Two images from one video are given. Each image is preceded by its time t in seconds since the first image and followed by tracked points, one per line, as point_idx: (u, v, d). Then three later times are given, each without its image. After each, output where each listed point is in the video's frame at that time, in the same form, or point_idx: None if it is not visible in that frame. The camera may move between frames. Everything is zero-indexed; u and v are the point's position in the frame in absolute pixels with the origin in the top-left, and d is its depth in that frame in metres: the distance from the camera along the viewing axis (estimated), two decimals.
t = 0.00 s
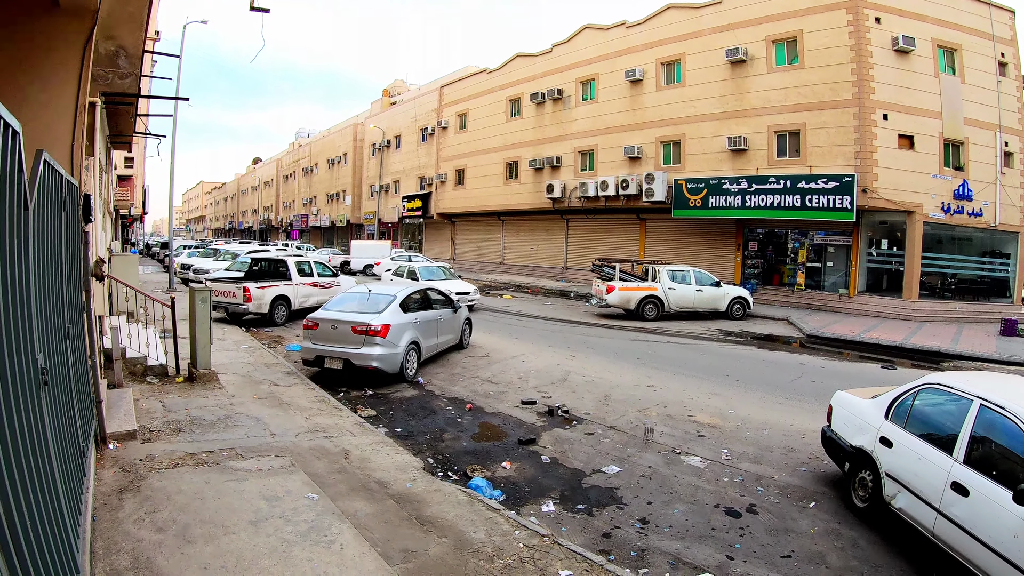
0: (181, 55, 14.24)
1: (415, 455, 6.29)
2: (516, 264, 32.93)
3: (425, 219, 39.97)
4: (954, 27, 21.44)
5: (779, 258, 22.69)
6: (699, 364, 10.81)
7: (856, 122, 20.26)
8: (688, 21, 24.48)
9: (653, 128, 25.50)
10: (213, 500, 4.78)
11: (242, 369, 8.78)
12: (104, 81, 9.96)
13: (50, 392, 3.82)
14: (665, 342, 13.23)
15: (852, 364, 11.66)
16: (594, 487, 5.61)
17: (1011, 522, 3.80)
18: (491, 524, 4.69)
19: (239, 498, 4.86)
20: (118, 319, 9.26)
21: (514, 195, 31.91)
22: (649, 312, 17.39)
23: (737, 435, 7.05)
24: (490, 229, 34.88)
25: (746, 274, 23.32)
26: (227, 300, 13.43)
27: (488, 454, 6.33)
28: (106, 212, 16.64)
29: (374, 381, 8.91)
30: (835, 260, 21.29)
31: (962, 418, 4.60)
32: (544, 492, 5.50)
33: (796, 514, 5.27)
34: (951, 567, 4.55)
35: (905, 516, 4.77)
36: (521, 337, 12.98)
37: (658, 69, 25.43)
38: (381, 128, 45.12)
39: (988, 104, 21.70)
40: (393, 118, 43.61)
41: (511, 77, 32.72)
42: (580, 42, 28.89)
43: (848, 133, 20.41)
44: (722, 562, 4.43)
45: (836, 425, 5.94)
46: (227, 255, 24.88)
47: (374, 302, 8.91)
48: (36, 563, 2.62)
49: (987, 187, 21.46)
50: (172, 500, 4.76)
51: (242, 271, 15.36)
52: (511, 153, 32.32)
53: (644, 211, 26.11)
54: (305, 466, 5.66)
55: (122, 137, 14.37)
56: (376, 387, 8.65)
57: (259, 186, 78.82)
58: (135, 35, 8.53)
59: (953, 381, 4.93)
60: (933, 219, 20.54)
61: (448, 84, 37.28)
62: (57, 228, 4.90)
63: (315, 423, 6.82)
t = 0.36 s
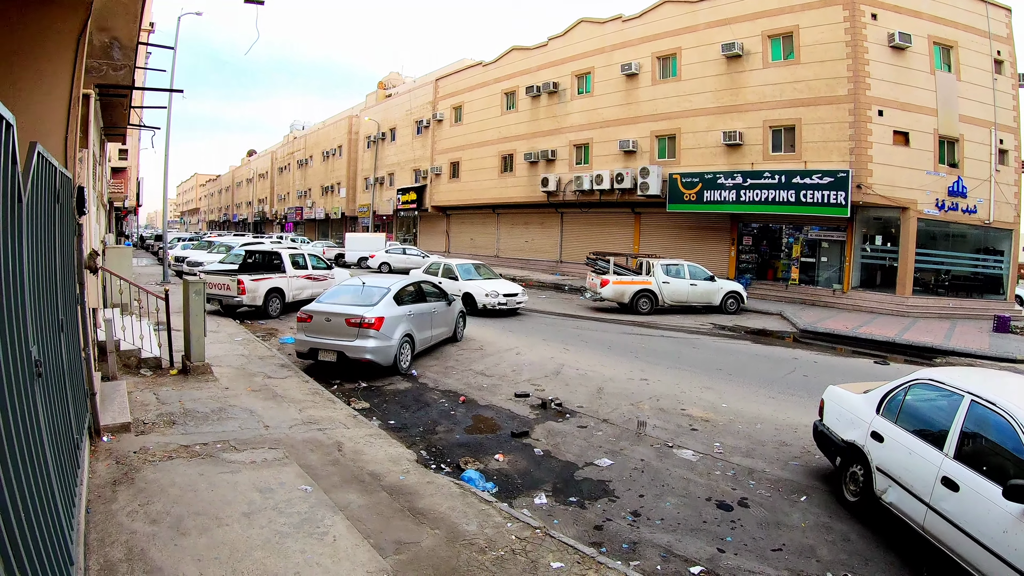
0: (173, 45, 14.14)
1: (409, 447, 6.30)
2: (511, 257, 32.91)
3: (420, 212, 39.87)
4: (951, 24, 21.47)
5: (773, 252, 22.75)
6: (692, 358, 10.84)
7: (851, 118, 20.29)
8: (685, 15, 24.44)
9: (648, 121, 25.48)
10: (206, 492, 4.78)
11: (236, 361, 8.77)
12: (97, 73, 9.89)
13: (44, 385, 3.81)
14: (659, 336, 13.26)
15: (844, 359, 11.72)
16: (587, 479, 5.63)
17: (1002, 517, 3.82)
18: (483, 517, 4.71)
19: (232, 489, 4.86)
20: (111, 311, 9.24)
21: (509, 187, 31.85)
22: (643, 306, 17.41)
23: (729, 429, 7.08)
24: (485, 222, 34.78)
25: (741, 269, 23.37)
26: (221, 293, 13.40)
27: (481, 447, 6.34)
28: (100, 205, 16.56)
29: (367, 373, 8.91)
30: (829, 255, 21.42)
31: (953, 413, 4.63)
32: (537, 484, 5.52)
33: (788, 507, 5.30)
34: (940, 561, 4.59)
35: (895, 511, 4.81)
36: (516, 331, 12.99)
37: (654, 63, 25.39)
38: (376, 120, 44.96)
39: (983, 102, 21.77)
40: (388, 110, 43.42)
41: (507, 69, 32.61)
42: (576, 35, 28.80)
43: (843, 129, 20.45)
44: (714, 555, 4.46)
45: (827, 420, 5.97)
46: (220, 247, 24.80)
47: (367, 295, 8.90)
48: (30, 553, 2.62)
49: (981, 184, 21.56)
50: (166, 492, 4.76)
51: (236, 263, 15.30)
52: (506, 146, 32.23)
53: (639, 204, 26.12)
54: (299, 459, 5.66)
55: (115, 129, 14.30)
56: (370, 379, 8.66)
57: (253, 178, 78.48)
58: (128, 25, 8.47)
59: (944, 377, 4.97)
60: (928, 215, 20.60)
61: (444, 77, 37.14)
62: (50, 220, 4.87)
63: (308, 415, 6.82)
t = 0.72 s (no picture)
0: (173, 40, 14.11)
1: (409, 442, 6.31)
2: (512, 252, 32.89)
3: (421, 208, 39.82)
4: (953, 21, 21.43)
5: (774, 249, 22.92)
6: (693, 353, 10.85)
7: (852, 114, 20.27)
8: (686, 11, 24.39)
9: (649, 117, 25.44)
10: (207, 487, 4.78)
11: (237, 356, 8.78)
12: (98, 68, 9.88)
13: (45, 379, 3.82)
14: (659, 331, 13.27)
15: (845, 355, 11.72)
16: (588, 474, 5.64)
17: (1002, 513, 3.83)
18: (484, 511, 4.72)
19: (233, 484, 4.87)
20: (112, 306, 9.25)
21: (511, 182, 31.81)
22: (643, 302, 17.44)
23: (730, 424, 7.09)
24: (486, 218, 34.73)
25: (741, 264, 23.37)
26: (221, 288, 13.43)
27: (482, 441, 6.36)
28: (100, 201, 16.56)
29: (367, 368, 8.92)
30: (829, 251, 21.51)
31: (953, 410, 4.63)
32: (538, 479, 5.53)
33: (788, 503, 5.31)
34: (940, 557, 4.60)
35: (895, 507, 4.82)
36: (516, 326, 12.99)
37: (655, 58, 25.35)
38: (377, 115, 44.87)
39: (985, 99, 21.74)
40: (389, 105, 43.35)
41: (507, 64, 32.53)
42: (578, 30, 28.74)
43: (844, 125, 20.42)
44: (714, 550, 4.47)
45: (828, 416, 5.99)
46: (221, 242, 24.81)
47: (368, 290, 8.90)
48: (31, 547, 2.62)
49: (982, 181, 21.55)
50: (167, 487, 4.77)
51: (237, 259, 15.27)
52: (507, 141, 32.18)
53: (640, 200, 26.11)
54: (299, 453, 5.67)
55: (116, 125, 14.28)
56: (370, 374, 8.68)
57: (253, 173, 78.39)
58: (129, 21, 8.51)
59: (945, 373, 4.97)
60: (928, 212, 20.59)
61: (445, 72, 37.07)
62: (50, 215, 4.87)
63: (308, 410, 6.83)
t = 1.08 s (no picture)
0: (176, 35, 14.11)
1: (414, 437, 6.32)
2: (516, 246, 32.88)
3: (424, 202, 39.83)
4: (959, 14, 21.31)
5: (779, 243, 22.67)
6: (697, 347, 10.85)
7: (857, 107, 20.19)
8: (690, 5, 24.29)
9: (653, 111, 25.40)
10: (212, 483, 4.79)
11: (241, 351, 8.80)
12: (100, 64, 9.88)
13: (48, 375, 3.82)
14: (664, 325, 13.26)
15: (850, 348, 11.70)
16: (593, 469, 5.64)
17: (1007, 509, 3.82)
18: (488, 506, 4.73)
19: (238, 480, 4.88)
20: (116, 303, 9.26)
21: (515, 176, 31.77)
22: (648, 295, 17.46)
23: (735, 419, 7.08)
24: (490, 212, 34.73)
25: (746, 258, 23.36)
26: (225, 283, 13.46)
27: (487, 436, 6.36)
28: (104, 198, 16.58)
29: (372, 363, 8.93)
30: (834, 245, 21.27)
31: (960, 405, 4.61)
32: (543, 474, 5.54)
33: (793, 498, 5.31)
34: (945, 552, 4.58)
35: (901, 501, 4.81)
36: (521, 320, 12.99)
37: (658, 52, 25.26)
38: (380, 110, 44.82)
39: (990, 92, 21.64)
40: (393, 100, 43.30)
41: (510, 59, 32.47)
42: (581, 24, 28.66)
43: (849, 118, 20.35)
44: (719, 545, 4.47)
45: (834, 411, 5.97)
46: (225, 237, 24.85)
47: (372, 285, 8.90)
48: (36, 544, 2.63)
49: (987, 175, 21.48)
50: (171, 483, 4.78)
51: (241, 254, 15.25)
52: (511, 135, 32.14)
53: (644, 194, 26.09)
54: (304, 448, 5.68)
55: (119, 121, 14.30)
56: (375, 368, 8.69)
57: (257, 168, 78.44)
58: (131, 16, 8.51)
59: (951, 367, 4.95)
60: (933, 206, 20.52)
61: (448, 66, 37.02)
62: (54, 211, 4.87)
63: (313, 405, 6.84)
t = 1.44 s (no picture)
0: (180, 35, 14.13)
1: (421, 436, 6.34)
2: (520, 244, 32.90)
3: (429, 201, 39.87)
4: (964, 10, 21.21)
5: (784, 240, 22.56)
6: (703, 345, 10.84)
7: (862, 104, 20.11)
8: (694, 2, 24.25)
9: (658, 108, 25.36)
10: (219, 483, 4.81)
11: (247, 351, 8.83)
12: (105, 65, 9.90)
13: (55, 376, 3.84)
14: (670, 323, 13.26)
15: (856, 346, 11.67)
16: (600, 467, 5.65)
17: (1014, 506, 3.80)
18: (495, 504, 4.73)
19: (245, 480, 4.89)
20: (122, 303, 9.28)
21: (519, 175, 31.74)
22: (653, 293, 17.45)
23: (741, 417, 7.08)
24: (495, 210, 34.76)
25: (750, 256, 23.30)
26: (231, 283, 13.50)
27: (493, 435, 6.37)
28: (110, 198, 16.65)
29: (378, 362, 8.94)
30: (839, 242, 21.27)
31: (967, 402, 4.58)
32: (549, 472, 5.55)
33: (800, 495, 5.31)
34: (954, 550, 4.56)
35: (908, 499, 4.79)
36: (526, 318, 13.00)
37: (662, 49, 25.22)
38: (384, 109, 44.83)
39: (995, 88, 21.56)
40: (396, 99, 43.31)
41: (514, 57, 32.46)
42: (585, 21, 28.62)
43: (853, 115, 20.28)
44: (726, 543, 4.47)
45: (840, 408, 5.96)
46: (230, 237, 24.93)
47: (377, 283, 8.92)
48: (43, 545, 2.65)
49: (992, 171, 21.42)
50: (179, 482, 4.80)
51: (246, 254, 15.25)
52: (515, 133, 32.12)
53: (649, 191, 26.07)
54: (311, 448, 5.70)
55: (123, 121, 14.33)
56: (381, 367, 8.72)
57: (261, 168, 78.57)
58: (134, 17, 8.52)
59: (958, 364, 4.93)
60: (939, 202, 20.42)
61: (452, 65, 37.03)
62: (60, 212, 4.90)
63: (319, 405, 6.85)
